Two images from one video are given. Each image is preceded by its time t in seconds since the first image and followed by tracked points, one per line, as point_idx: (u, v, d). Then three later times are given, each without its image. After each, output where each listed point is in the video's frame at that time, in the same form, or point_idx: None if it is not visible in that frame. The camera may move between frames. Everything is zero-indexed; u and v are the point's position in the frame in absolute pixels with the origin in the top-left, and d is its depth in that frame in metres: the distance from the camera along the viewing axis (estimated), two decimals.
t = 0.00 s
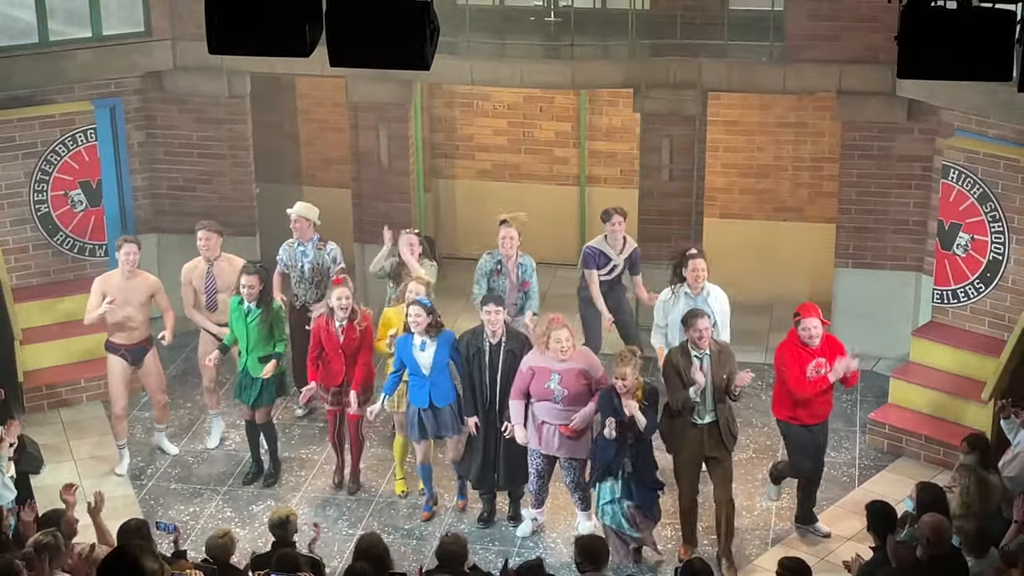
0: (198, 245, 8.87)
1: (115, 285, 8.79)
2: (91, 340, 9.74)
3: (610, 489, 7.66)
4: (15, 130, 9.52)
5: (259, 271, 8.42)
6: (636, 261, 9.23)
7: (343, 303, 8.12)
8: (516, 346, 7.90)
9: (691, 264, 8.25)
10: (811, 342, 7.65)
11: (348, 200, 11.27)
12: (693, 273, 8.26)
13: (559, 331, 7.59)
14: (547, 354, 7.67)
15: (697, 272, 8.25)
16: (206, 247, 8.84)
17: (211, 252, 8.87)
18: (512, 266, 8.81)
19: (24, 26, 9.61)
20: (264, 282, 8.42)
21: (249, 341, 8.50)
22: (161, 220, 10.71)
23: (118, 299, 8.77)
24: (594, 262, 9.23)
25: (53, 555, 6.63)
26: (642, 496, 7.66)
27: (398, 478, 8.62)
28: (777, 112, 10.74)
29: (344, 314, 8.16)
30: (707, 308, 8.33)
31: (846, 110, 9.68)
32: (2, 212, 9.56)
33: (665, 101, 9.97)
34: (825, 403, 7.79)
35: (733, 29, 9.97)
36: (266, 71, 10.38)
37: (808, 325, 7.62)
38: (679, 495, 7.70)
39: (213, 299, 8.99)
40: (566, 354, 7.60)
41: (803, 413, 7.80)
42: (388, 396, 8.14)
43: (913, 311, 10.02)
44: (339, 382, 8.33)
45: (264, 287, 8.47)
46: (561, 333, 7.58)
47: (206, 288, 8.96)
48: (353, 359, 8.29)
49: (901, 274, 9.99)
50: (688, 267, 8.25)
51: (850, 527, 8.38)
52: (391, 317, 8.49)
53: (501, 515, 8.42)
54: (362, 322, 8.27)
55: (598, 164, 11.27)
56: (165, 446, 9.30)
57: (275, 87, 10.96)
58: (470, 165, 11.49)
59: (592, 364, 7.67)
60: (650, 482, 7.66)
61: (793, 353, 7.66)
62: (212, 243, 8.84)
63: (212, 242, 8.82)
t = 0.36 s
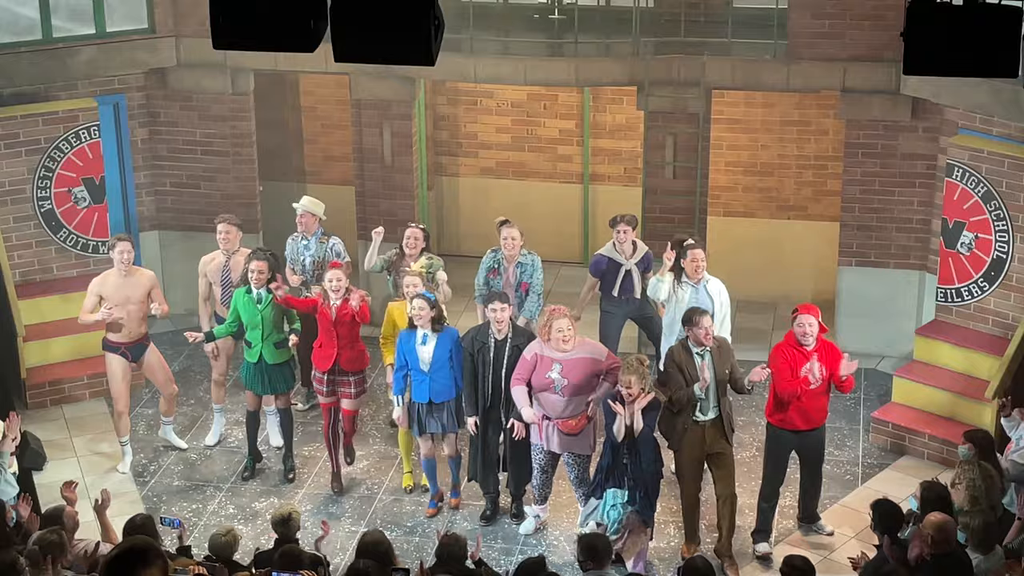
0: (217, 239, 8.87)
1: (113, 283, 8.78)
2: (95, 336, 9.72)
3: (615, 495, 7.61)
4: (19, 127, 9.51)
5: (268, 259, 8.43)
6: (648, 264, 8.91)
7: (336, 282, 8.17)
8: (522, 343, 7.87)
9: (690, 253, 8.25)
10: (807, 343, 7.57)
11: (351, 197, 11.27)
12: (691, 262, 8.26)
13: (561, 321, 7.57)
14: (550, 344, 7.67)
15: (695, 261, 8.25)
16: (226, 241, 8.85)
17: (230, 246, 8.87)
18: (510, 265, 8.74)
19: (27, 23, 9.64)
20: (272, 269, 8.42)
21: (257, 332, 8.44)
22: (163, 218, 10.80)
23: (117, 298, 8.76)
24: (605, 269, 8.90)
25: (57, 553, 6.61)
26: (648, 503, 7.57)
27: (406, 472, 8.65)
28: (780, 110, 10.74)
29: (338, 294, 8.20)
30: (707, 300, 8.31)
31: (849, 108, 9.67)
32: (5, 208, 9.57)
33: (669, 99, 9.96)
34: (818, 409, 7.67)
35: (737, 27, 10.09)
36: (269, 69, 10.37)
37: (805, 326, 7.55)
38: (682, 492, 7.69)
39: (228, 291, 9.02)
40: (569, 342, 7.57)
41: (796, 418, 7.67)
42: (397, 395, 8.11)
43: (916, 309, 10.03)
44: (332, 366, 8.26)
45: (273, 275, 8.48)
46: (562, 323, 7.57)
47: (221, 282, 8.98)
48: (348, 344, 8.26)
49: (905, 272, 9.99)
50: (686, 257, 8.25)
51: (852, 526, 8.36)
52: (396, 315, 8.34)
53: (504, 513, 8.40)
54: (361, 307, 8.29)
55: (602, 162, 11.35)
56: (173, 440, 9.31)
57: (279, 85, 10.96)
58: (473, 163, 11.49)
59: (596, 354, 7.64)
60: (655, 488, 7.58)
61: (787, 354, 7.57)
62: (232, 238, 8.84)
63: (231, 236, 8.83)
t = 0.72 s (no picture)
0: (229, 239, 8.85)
1: (126, 278, 8.81)
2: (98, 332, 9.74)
3: (616, 492, 7.69)
4: (23, 123, 9.52)
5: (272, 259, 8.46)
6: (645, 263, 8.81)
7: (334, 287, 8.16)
8: (525, 340, 7.90)
9: (688, 259, 8.24)
10: (802, 352, 7.58)
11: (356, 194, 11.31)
12: (690, 267, 8.24)
13: (568, 316, 7.63)
14: (556, 340, 7.70)
15: (694, 267, 8.23)
16: (237, 241, 8.82)
17: (242, 248, 8.82)
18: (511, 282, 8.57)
19: (32, 19, 9.72)
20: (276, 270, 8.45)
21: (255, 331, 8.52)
22: (166, 214, 10.73)
23: (127, 292, 8.80)
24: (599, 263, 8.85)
25: (61, 549, 6.62)
26: (649, 501, 7.67)
27: (411, 468, 8.68)
28: (784, 109, 10.74)
29: (335, 294, 8.19)
30: (708, 303, 8.28)
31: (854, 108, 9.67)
32: (9, 204, 9.58)
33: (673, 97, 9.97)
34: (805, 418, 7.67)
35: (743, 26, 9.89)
36: (274, 65, 10.36)
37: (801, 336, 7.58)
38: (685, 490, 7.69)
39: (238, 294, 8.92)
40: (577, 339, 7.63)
41: (782, 423, 7.68)
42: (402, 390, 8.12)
43: (919, 309, 10.02)
44: (325, 371, 8.22)
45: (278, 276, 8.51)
46: (570, 319, 7.63)
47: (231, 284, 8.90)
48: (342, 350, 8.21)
49: (908, 271, 9.96)
50: (685, 263, 8.24)
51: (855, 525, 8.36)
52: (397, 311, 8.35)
53: (507, 510, 8.40)
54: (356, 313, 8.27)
55: (605, 160, 11.35)
56: (174, 437, 9.31)
57: (283, 82, 10.96)
58: (477, 161, 11.48)
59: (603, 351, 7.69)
60: (658, 487, 7.68)
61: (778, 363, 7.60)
62: (243, 240, 8.81)
63: (243, 237, 8.80)
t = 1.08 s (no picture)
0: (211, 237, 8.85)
1: (139, 271, 8.82)
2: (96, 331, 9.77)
3: (615, 479, 7.69)
4: (21, 121, 9.49)
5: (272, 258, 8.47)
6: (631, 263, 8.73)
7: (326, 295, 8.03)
8: (521, 340, 7.88)
9: (681, 263, 8.11)
10: (804, 364, 7.55)
11: (354, 194, 11.26)
12: (685, 271, 8.11)
13: (563, 314, 7.61)
14: (551, 337, 7.70)
15: (689, 270, 8.10)
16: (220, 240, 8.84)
17: (223, 246, 8.85)
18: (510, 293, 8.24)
19: (30, 17, 9.68)
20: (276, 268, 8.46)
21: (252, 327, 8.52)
22: (164, 213, 10.75)
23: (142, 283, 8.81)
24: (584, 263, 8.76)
25: (58, 548, 6.61)
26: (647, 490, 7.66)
27: (409, 465, 8.69)
28: (782, 109, 10.72)
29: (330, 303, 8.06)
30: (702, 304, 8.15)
31: (852, 107, 9.66)
32: (8, 202, 9.57)
33: (671, 98, 9.98)
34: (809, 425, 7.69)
35: (741, 26, 10.02)
36: (272, 64, 10.36)
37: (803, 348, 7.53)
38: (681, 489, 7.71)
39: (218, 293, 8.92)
40: (570, 336, 7.63)
41: (788, 433, 7.70)
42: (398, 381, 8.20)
43: (918, 310, 10.01)
44: (316, 375, 8.16)
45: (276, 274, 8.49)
46: (565, 317, 7.61)
47: (209, 282, 8.92)
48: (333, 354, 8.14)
49: (907, 273, 9.96)
50: (679, 267, 8.10)
51: (852, 526, 8.35)
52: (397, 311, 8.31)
53: (504, 510, 8.39)
54: (350, 315, 8.16)
55: (603, 160, 11.32)
56: (172, 436, 9.29)
57: (281, 81, 10.95)
58: (475, 160, 11.47)
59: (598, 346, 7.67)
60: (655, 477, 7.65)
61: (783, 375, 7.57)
62: (227, 237, 8.83)
63: (225, 234, 8.82)
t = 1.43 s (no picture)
0: (181, 242, 8.71)
1: (135, 269, 8.85)
2: (87, 333, 9.76)
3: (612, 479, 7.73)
4: (10, 122, 9.42)
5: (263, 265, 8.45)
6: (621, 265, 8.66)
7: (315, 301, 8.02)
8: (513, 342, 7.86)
9: (676, 270, 8.06)
10: (800, 357, 7.57)
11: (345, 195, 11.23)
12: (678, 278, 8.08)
13: (553, 314, 7.70)
14: (541, 338, 7.73)
15: (682, 277, 8.07)
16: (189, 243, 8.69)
17: (195, 251, 8.71)
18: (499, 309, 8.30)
19: (20, 18, 9.62)
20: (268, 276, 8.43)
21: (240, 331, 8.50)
22: (157, 215, 10.79)
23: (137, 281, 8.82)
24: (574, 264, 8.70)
25: (48, 551, 6.57)
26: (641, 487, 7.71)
27: (398, 464, 8.72)
28: (773, 108, 10.76)
29: (320, 304, 8.03)
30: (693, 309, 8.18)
31: (844, 106, 9.67)
32: None
33: (663, 97, 9.92)
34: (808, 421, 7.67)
35: (732, 25, 10.04)
36: (263, 65, 10.35)
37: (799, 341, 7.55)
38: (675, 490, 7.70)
39: (193, 300, 8.82)
40: (554, 337, 7.67)
41: (786, 429, 7.68)
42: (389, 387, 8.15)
43: (910, 307, 10.03)
44: (308, 380, 8.10)
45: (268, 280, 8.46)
46: (555, 316, 7.69)
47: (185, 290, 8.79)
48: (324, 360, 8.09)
49: (899, 271, 9.97)
50: (673, 272, 8.06)
51: (846, 526, 8.35)
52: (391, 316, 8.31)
53: (497, 511, 8.39)
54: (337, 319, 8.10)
55: (595, 160, 11.35)
56: (163, 439, 9.28)
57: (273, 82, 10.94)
58: (467, 160, 11.45)
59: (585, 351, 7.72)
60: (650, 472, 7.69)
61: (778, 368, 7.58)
62: (197, 241, 8.68)
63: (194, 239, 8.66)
